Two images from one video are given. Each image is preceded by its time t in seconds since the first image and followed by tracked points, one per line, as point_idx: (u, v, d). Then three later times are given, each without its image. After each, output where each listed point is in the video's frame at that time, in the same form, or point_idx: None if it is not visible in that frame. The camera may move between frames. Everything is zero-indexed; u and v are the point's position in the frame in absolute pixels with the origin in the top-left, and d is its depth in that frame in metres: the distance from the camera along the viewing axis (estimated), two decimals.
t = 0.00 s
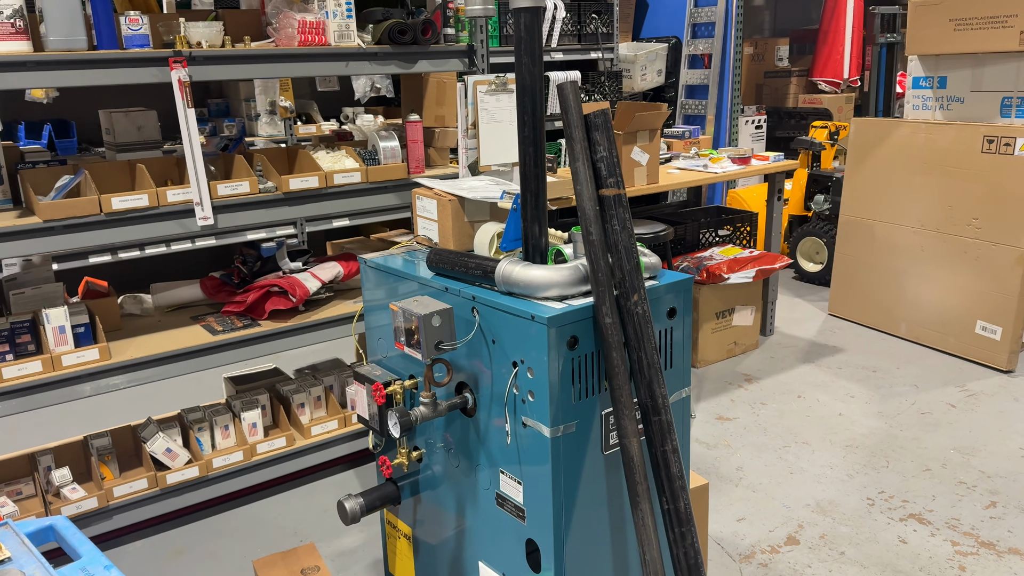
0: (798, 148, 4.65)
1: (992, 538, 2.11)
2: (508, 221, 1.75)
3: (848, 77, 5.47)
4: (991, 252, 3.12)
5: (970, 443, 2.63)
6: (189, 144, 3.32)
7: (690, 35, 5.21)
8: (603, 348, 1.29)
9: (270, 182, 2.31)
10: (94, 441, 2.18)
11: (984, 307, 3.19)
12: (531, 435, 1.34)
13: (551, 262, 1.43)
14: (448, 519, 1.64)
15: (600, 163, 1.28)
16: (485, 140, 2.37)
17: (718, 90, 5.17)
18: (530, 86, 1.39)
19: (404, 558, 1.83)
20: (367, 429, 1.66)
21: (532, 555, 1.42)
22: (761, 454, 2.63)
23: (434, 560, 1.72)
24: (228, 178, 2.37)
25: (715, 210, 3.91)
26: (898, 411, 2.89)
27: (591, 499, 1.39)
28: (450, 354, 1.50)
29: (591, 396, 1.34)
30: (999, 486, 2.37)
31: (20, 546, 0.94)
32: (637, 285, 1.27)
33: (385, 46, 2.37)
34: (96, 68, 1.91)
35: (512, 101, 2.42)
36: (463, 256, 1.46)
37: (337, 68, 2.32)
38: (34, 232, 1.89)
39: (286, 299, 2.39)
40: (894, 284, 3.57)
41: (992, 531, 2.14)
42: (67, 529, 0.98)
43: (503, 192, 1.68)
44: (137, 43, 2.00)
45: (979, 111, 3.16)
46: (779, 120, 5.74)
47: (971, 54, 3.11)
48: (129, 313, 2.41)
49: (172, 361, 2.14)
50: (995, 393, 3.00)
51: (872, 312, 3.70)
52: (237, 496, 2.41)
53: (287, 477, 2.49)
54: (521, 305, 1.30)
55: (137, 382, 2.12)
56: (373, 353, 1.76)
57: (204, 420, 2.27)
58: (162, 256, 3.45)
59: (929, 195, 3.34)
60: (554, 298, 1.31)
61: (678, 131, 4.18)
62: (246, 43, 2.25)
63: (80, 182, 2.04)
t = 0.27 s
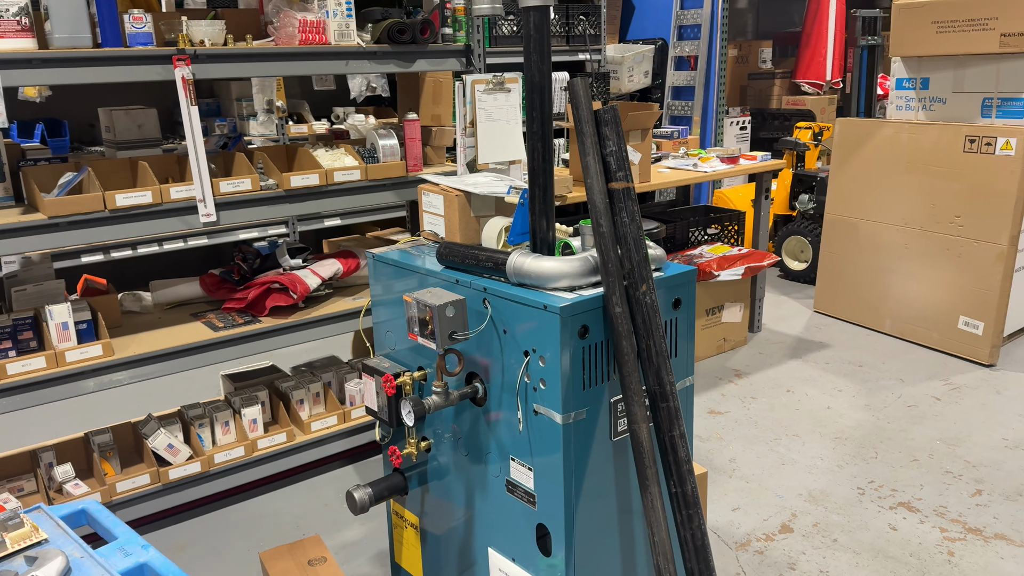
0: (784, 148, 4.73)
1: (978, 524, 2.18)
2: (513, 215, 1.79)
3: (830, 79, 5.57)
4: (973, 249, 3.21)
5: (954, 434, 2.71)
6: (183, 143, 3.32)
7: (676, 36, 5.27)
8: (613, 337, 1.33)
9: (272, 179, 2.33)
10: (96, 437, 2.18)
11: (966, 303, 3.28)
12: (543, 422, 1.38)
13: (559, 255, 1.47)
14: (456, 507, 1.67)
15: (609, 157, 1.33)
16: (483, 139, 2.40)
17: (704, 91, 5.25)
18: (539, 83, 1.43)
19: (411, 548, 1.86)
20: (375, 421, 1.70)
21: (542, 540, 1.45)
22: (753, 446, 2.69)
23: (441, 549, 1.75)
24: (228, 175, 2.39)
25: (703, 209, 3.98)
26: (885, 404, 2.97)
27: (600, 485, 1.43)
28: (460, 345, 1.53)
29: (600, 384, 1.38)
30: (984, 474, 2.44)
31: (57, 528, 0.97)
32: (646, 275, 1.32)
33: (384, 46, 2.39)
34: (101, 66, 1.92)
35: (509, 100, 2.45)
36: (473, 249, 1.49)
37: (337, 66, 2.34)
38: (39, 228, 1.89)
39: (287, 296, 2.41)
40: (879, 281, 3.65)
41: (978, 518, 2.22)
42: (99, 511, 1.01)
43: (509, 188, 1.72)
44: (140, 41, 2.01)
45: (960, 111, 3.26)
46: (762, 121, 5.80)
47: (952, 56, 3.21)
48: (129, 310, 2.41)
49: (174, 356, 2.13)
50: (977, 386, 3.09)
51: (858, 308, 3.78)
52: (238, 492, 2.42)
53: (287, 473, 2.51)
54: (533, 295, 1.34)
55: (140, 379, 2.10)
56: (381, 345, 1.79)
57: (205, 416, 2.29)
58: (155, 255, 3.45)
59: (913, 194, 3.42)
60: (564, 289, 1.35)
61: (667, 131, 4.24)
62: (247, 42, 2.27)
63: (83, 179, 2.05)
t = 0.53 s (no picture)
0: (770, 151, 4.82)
1: (963, 516, 2.25)
2: (513, 215, 1.84)
3: (815, 83, 5.67)
4: (956, 249, 3.30)
5: (938, 430, 2.79)
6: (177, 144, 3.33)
7: (664, 39, 5.34)
8: (615, 332, 1.37)
9: (271, 180, 2.35)
10: (96, 436, 2.19)
11: (949, 302, 3.36)
12: (547, 415, 1.42)
13: (562, 253, 1.51)
14: (459, 500, 1.71)
15: (612, 158, 1.37)
16: (479, 141, 2.44)
17: (691, 93, 5.32)
18: (542, 86, 1.47)
19: (413, 541, 1.89)
20: (380, 416, 1.73)
21: (546, 530, 1.50)
22: (744, 442, 2.75)
23: (443, 542, 1.79)
24: (228, 176, 2.42)
25: (692, 210, 4.04)
26: (871, 400, 3.04)
27: (602, 476, 1.47)
28: (465, 341, 1.57)
29: (602, 378, 1.43)
30: (968, 468, 2.52)
31: (84, 516, 1.02)
32: (647, 272, 1.36)
33: (382, 49, 2.43)
34: (105, 68, 1.95)
35: (505, 102, 2.49)
36: (478, 248, 1.53)
37: (336, 69, 2.38)
38: (42, 228, 1.91)
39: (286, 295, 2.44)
40: (864, 280, 3.73)
41: (963, 510, 2.28)
42: (123, 501, 1.07)
43: (510, 188, 1.77)
44: (143, 43, 2.04)
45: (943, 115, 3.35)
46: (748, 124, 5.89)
47: (935, 60, 3.29)
48: (128, 309, 2.43)
49: (174, 356, 2.14)
50: (960, 383, 3.17)
51: (843, 307, 3.86)
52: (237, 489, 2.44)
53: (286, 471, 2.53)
54: (537, 292, 1.39)
55: (141, 377, 2.12)
56: (384, 343, 1.83)
57: (205, 414, 2.30)
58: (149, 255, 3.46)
59: (897, 196, 3.51)
60: (568, 286, 1.40)
61: (657, 133, 4.30)
62: (247, 44, 2.30)
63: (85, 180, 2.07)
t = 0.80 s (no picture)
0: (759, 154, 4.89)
1: (949, 512, 2.31)
2: (510, 217, 1.88)
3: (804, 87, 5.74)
4: (942, 251, 3.36)
5: (925, 428, 2.84)
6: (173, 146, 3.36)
7: (655, 44, 5.39)
8: (611, 330, 1.41)
9: (270, 182, 2.38)
10: (95, 436, 2.21)
11: (936, 303, 3.42)
12: (545, 412, 1.45)
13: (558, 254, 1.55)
14: (457, 496, 1.74)
15: (607, 162, 1.41)
16: (475, 143, 2.47)
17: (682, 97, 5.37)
18: (539, 91, 1.51)
19: (411, 537, 1.92)
20: (379, 414, 1.76)
21: (543, 524, 1.53)
22: (735, 440, 2.80)
23: (441, 537, 1.82)
24: (227, 178, 2.45)
25: (683, 212, 4.09)
26: (859, 399, 3.10)
27: (597, 471, 1.51)
28: (464, 340, 1.61)
29: (598, 376, 1.46)
30: (954, 466, 2.57)
31: (96, 510, 1.05)
32: (641, 272, 1.40)
33: (379, 53, 2.48)
34: (108, 72, 1.98)
35: (500, 106, 2.53)
36: (476, 249, 1.57)
37: (333, 73, 2.41)
38: (44, 229, 1.93)
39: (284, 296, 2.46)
40: (852, 282, 3.79)
41: (949, 506, 2.34)
42: (134, 494, 1.10)
43: (508, 191, 1.82)
44: (144, 48, 2.06)
45: (929, 119, 3.42)
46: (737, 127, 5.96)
47: (922, 65, 3.36)
48: (127, 310, 2.45)
49: (173, 356, 2.16)
50: (946, 383, 3.23)
51: (832, 308, 3.92)
52: (235, 488, 2.47)
53: (283, 470, 2.55)
54: (535, 292, 1.42)
55: (141, 377, 2.14)
56: (383, 342, 1.86)
57: (203, 414, 2.33)
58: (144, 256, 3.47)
59: (885, 198, 3.57)
60: (564, 286, 1.43)
61: (648, 136, 4.36)
62: (246, 48, 2.33)
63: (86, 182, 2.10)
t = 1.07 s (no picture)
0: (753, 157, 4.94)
1: (938, 508, 2.35)
2: (508, 217, 1.92)
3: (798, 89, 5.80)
4: (934, 252, 3.41)
5: (916, 426, 2.89)
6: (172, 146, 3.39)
7: (651, 46, 5.43)
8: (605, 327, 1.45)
9: (271, 182, 2.42)
10: (98, 432, 2.24)
11: (927, 303, 3.47)
12: (541, 406, 1.49)
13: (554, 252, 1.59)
14: (454, 490, 1.78)
15: (602, 163, 1.45)
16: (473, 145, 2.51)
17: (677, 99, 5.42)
18: (536, 94, 1.55)
19: (409, 531, 1.96)
20: (378, 409, 1.80)
21: (539, 516, 1.57)
22: (728, 438, 2.84)
23: (439, 530, 1.86)
24: (228, 178, 2.49)
25: (678, 213, 4.13)
26: (851, 398, 3.14)
27: (592, 464, 1.55)
28: (462, 337, 1.65)
29: (593, 371, 1.50)
30: (943, 463, 2.62)
31: (107, 497, 1.09)
32: (635, 270, 1.44)
33: (378, 55, 2.51)
34: (112, 73, 2.01)
35: (498, 108, 2.56)
36: (474, 247, 1.61)
37: (333, 74, 2.45)
38: (49, 227, 1.96)
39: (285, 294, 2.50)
40: (845, 282, 3.83)
41: (939, 502, 2.38)
42: (143, 483, 1.14)
43: (505, 190, 1.86)
44: (148, 50, 2.08)
45: (921, 122, 3.47)
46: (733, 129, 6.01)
47: (914, 68, 3.40)
48: (129, 308, 2.48)
49: (175, 353, 2.19)
50: (937, 382, 3.28)
51: (825, 309, 3.96)
52: (235, 484, 2.50)
53: (282, 466, 2.59)
54: (531, 289, 1.46)
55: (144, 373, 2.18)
56: (383, 339, 1.90)
57: (204, 410, 2.36)
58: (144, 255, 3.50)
59: (877, 200, 3.62)
60: (560, 283, 1.47)
61: (644, 138, 4.40)
62: (247, 50, 2.36)
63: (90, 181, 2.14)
